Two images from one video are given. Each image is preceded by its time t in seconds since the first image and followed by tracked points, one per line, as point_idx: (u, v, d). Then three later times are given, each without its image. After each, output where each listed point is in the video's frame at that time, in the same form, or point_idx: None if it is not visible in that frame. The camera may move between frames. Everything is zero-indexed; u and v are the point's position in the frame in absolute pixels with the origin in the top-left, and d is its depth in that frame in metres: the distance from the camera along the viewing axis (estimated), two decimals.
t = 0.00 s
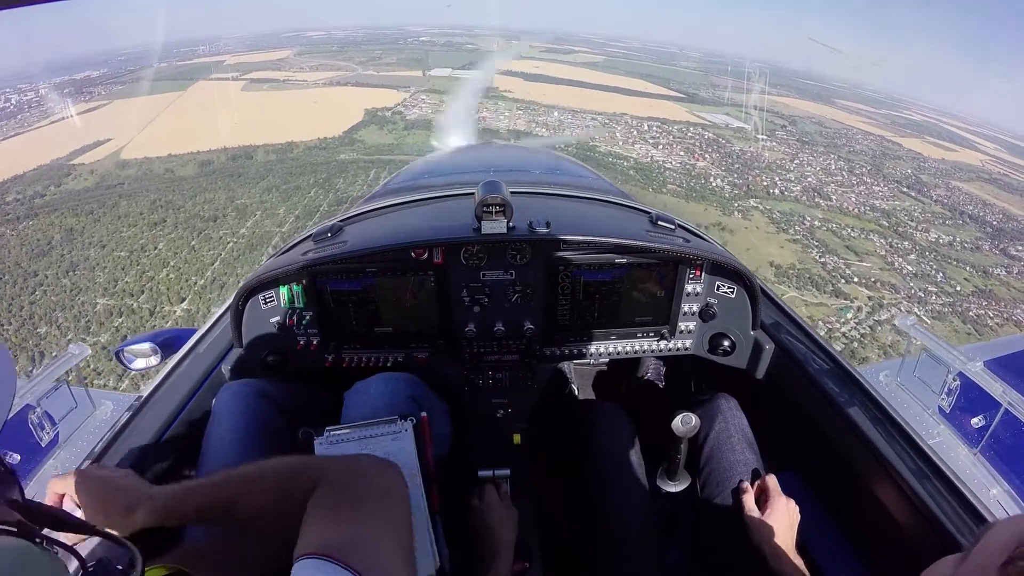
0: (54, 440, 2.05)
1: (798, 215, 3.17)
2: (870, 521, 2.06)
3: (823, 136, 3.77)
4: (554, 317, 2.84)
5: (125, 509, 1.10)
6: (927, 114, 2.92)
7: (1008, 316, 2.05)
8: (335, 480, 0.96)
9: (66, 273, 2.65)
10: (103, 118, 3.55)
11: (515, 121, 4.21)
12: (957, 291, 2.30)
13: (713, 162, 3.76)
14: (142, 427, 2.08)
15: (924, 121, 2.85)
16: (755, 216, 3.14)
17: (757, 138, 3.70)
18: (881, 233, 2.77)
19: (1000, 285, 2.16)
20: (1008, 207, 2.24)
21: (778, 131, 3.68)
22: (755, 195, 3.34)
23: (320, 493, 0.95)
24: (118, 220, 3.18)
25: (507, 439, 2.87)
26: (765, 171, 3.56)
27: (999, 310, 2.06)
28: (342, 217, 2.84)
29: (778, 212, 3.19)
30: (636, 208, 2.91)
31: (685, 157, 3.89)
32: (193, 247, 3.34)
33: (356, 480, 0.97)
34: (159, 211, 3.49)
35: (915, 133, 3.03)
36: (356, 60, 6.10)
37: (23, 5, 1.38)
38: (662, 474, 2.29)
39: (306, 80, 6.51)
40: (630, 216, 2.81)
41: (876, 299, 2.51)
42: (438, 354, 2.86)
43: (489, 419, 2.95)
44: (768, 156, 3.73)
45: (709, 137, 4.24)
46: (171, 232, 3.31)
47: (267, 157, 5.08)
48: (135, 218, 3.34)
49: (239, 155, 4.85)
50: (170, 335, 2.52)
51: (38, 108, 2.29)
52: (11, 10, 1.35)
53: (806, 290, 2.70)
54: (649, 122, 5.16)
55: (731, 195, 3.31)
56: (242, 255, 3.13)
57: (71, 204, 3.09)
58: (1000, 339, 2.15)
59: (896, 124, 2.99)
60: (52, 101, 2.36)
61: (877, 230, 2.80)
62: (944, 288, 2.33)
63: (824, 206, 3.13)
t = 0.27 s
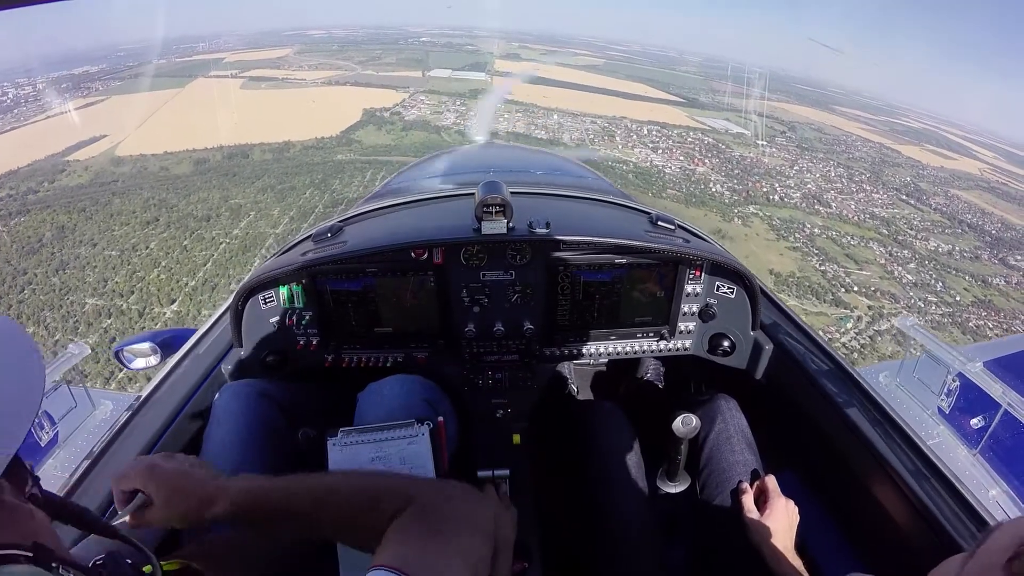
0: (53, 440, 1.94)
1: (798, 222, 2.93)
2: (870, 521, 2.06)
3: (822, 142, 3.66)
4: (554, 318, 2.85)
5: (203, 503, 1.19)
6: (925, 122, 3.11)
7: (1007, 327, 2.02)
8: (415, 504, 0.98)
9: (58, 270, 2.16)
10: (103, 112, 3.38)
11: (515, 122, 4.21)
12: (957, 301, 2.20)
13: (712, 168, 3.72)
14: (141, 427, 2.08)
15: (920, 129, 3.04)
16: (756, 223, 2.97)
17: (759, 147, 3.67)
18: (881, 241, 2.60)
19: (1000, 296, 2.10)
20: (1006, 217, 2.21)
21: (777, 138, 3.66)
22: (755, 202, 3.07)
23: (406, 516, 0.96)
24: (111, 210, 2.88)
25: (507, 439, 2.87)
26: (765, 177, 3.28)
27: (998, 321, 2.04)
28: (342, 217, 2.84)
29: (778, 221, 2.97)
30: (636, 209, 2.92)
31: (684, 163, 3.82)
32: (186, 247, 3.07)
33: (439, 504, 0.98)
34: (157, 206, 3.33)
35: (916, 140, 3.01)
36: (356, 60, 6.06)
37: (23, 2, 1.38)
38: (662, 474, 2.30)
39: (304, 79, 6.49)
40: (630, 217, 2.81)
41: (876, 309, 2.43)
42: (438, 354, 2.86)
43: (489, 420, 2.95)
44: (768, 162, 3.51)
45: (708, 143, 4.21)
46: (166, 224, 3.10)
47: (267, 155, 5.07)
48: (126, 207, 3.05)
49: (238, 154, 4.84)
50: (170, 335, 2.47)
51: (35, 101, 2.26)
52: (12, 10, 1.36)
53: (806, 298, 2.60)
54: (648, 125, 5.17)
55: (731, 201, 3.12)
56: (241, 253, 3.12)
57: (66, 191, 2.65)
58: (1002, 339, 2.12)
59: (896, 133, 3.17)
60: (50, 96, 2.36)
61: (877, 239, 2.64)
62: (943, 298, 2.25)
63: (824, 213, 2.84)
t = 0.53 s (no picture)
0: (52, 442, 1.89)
1: (799, 229, 2.84)
2: (870, 520, 2.05)
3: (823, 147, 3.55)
4: (554, 318, 2.85)
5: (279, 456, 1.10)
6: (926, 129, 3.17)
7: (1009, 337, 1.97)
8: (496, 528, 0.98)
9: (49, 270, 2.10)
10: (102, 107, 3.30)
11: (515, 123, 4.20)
12: (957, 310, 2.10)
13: (713, 172, 3.64)
14: (142, 427, 2.10)
15: (921, 134, 3.10)
16: (756, 229, 2.91)
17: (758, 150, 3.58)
18: (883, 248, 2.44)
19: (1002, 305, 2.04)
20: (1006, 224, 2.17)
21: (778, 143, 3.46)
22: (756, 206, 2.98)
23: (485, 538, 0.96)
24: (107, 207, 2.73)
25: (507, 440, 2.86)
26: (767, 182, 3.21)
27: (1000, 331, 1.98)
28: (343, 218, 2.85)
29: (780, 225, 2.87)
30: (637, 209, 2.92)
31: (686, 164, 3.73)
32: (180, 247, 2.89)
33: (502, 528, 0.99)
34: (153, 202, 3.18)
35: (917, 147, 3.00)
36: (357, 60, 6.05)
37: None
38: (663, 474, 2.30)
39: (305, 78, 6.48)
40: (630, 217, 2.81)
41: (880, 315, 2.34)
42: (438, 354, 2.86)
43: (489, 420, 2.95)
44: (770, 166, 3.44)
45: (711, 146, 4.21)
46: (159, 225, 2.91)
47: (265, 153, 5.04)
48: (122, 202, 2.89)
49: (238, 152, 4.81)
50: (171, 335, 2.42)
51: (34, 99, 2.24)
52: (12, 9, 1.36)
53: (808, 306, 2.49)
54: (650, 128, 5.16)
55: (733, 206, 3.04)
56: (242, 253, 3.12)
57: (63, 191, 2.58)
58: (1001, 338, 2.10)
59: (895, 137, 3.10)
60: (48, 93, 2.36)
61: (877, 245, 2.47)
62: (945, 307, 2.13)
63: (826, 220, 2.83)
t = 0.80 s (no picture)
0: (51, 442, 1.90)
1: (805, 233, 2.92)
2: (872, 520, 2.05)
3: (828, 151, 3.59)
4: (554, 318, 2.85)
5: (410, 418, 1.40)
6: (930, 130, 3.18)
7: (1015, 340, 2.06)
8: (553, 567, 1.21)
9: (45, 274, 2.13)
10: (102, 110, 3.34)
11: (518, 126, 4.20)
12: (965, 316, 2.16)
13: (719, 176, 3.60)
14: (142, 426, 2.09)
15: (925, 137, 3.10)
16: (762, 233, 2.96)
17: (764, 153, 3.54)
18: (889, 254, 2.60)
19: (1009, 309, 2.09)
20: (1011, 229, 2.26)
21: (783, 147, 3.50)
22: (761, 211, 3.04)
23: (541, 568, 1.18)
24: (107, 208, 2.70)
25: (507, 440, 2.86)
26: (772, 186, 3.23)
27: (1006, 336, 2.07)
28: (343, 218, 2.84)
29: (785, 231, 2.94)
30: (637, 210, 2.92)
31: (691, 168, 3.72)
32: (179, 251, 2.88)
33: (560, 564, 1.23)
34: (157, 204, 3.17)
35: (922, 150, 3.06)
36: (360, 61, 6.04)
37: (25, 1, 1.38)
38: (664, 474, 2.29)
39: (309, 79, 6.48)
40: (630, 217, 2.82)
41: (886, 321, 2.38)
42: (439, 355, 2.86)
43: (490, 419, 2.97)
44: (777, 169, 3.43)
45: (714, 149, 4.20)
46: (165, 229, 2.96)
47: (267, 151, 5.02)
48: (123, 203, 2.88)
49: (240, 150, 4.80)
50: (169, 335, 2.48)
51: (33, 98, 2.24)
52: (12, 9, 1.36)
53: (814, 313, 2.60)
54: (653, 131, 5.15)
55: (737, 209, 3.09)
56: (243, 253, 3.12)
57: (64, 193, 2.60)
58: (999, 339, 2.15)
59: (900, 140, 3.18)
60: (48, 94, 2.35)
61: (884, 250, 2.62)
62: (952, 313, 2.19)
63: (830, 224, 2.84)
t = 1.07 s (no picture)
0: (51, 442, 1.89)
1: (812, 231, 3.00)
2: (872, 521, 2.05)
3: (833, 146, 3.69)
4: (554, 318, 2.85)
5: (429, 420, 1.37)
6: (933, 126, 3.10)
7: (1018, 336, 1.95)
8: None
9: (45, 281, 1.99)
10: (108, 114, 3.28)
11: (521, 126, 4.20)
12: (975, 315, 2.07)
13: (724, 173, 3.65)
14: (143, 427, 2.10)
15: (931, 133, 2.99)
16: (769, 232, 3.01)
17: (769, 150, 3.63)
18: (898, 253, 2.60)
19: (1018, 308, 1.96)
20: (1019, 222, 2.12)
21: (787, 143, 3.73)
22: (767, 210, 3.13)
23: None
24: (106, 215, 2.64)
25: (507, 440, 2.86)
26: (777, 184, 3.33)
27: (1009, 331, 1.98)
28: (343, 218, 2.84)
29: (790, 231, 3.00)
30: (637, 210, 2.92)
31: (696, 167, 3.77)
32: (179, 258, 2.87)
33: None
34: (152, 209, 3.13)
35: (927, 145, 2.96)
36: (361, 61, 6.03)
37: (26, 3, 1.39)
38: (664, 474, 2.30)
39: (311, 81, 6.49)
40: (630, 217, 2.81)
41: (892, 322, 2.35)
42: (439, 355, 2.86)
43: (490, 420, 2.97)
44: (781, 167, 3.56)
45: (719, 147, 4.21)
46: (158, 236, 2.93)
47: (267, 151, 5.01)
48: (123, 210, 2.84)
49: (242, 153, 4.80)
50: (170, 335, 2.48)
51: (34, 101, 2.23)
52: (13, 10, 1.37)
53: (824, 314, 2.57)
54: (657, 129, 5.14)
55: (744, 208, 3.15)
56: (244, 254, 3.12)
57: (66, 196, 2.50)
58: (1002, 338, 2.11)
59: (905, 137, 3.04)
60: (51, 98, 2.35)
61: (893, 248, 2.65)
62: (963, 312, 2.10)
63: (838, 221, 2.94)
